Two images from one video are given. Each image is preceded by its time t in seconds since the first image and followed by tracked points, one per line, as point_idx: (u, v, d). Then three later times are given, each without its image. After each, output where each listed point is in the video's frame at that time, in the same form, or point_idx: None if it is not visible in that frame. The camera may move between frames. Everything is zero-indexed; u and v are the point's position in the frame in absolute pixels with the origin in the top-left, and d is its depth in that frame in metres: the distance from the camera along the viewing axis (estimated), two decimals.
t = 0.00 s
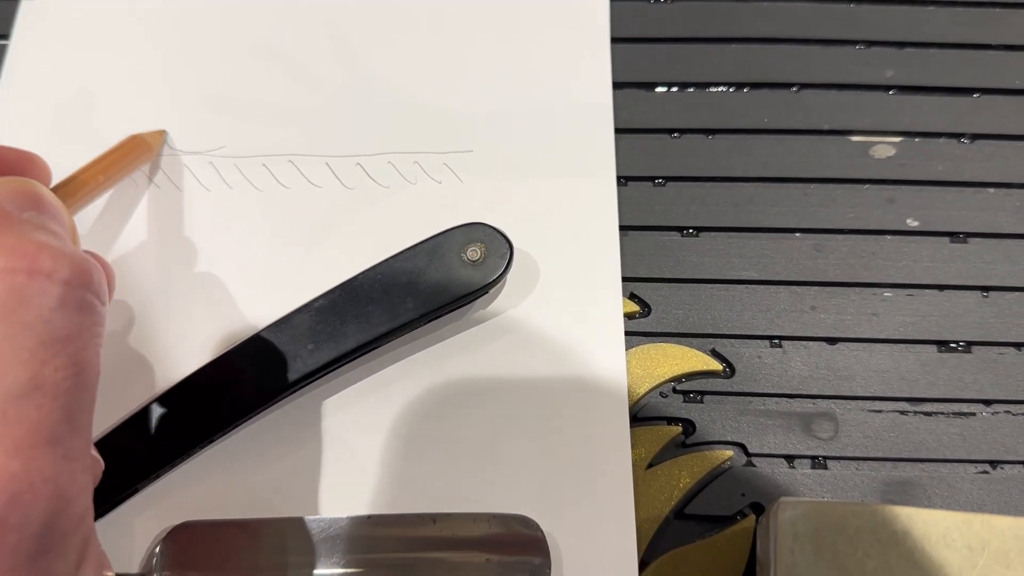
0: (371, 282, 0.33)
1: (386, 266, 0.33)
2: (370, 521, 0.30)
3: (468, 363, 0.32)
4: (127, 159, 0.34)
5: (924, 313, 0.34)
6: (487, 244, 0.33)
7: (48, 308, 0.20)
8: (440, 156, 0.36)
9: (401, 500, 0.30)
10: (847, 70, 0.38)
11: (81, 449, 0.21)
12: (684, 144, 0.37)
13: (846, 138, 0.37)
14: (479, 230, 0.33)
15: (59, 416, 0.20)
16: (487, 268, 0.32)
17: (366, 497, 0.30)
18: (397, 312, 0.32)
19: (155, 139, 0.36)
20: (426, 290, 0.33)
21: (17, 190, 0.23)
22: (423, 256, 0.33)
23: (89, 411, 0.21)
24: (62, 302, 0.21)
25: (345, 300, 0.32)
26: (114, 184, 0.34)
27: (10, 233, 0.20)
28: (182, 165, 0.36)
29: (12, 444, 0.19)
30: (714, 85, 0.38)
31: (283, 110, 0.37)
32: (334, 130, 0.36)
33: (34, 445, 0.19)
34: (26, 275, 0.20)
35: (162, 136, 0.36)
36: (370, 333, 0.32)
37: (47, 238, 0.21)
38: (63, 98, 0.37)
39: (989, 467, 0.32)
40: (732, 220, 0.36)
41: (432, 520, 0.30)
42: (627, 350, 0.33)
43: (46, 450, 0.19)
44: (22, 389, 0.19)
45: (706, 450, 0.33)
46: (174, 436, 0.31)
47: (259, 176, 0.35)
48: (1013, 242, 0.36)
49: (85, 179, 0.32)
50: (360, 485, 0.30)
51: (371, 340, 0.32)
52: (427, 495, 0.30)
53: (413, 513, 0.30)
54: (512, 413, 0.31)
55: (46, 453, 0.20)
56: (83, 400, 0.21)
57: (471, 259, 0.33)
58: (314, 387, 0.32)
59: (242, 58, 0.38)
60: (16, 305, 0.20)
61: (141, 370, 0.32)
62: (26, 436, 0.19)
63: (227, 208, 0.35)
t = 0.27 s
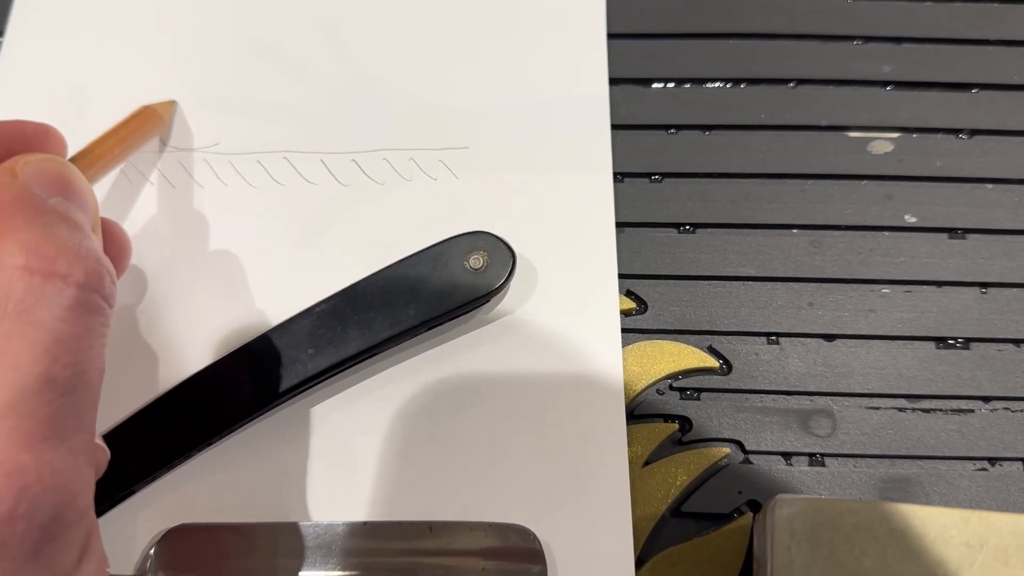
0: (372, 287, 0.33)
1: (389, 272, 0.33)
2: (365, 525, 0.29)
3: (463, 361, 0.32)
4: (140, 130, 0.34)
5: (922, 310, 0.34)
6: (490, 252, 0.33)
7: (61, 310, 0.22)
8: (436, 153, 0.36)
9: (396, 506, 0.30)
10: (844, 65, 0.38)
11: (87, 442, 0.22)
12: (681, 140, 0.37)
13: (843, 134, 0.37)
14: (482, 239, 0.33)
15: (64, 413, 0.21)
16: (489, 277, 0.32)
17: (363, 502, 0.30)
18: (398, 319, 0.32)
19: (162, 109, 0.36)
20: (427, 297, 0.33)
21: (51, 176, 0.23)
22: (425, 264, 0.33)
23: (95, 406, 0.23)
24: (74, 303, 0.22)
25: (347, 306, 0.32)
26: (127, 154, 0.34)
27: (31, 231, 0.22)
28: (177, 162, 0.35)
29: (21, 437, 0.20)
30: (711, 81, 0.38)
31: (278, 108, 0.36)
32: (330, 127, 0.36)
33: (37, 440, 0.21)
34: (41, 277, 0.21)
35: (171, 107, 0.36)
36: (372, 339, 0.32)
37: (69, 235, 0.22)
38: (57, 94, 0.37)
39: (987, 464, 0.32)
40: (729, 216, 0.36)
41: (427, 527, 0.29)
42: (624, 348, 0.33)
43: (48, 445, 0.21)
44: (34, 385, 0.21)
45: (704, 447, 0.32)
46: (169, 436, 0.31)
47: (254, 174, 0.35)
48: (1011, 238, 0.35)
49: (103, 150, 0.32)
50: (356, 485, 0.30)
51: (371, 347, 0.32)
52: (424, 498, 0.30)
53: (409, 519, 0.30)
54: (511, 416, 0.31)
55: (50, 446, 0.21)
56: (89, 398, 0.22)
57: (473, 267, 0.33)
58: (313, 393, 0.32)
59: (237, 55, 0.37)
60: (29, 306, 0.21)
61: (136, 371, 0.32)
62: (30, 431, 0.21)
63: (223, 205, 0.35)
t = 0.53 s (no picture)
0: (370, 296, 0.33)
1: (387, 282, 0.33)
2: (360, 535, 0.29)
3: (457, 366, 0.32)
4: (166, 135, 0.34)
5: (917, 313, 0.34)
6: (489, 263, 0.33)
7: (79, 327, 0.22)
8: (430, 156, 0.35)
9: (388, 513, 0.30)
10: (839, 68, 0.38)
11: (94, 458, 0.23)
12: (675, 143, 0.37)
13: (838, 137, 0.37)
14: (481, 249, 0.33)
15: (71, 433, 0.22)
16: (487, 286, 0.32)
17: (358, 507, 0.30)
18: (395, 328, 0.32)
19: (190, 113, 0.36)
20: (425, 306, 0.33)
21: (73, 187, 0.23)
22: (423, 273, 0.33)
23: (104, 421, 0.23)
24: (91, 321, 0.22)
25: (344, 315, 0.32)
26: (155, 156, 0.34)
27: (52, 246, 0.21)
28: (171, 167, 0.35)
29: (30, 460, 0.21)
30: (705, 84, 0.38)
31: (272, 111, 0.36)
32: (324, 131, 0.36)
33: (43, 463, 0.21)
34: (60, 294, 0.21)
35: (199, 111, 0.36)
36: (371, 347, 0.32)
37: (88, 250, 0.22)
38: (50, 98, 0.36)
39: (982, 468, 0.32)
40: (723, 219, 0.36)
41: (422, 538, 0.29)
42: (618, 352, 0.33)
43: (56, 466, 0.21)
44: (45, 405, 0.21)
45: (698, 451, 0.32)
46: (163, 442, 0.31)
47: (248, 178, 0.35)
48: (1006, 240, 0.35)
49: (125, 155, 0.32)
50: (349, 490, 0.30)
51: (368, 356, 0.32)
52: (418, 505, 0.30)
53: (405, 528, 0.29)
54: (505, 423, 0.31)
55: (58, 466, 0.21)
56: (99, 415, 0.23)
57: (472, 277, 0.32)
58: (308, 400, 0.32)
59: (230, 58, 0.37)
60: (47, 324, 0.21)
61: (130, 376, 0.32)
62: (38, 453, 0.21)
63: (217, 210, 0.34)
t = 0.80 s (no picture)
0: (365, 299, 0.32)
1: (382, 284, 0.33)
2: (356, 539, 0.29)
3: (453, 369, 0.32)
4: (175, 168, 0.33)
5: (913, 315, 0.34)
6: (484, 264, 0.33)
7: (71, 336, 0.21)
8: (427, 159, 0.35)
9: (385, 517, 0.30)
10: (836, 69, 0.38)
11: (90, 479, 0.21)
12: (671, 145, 0.37)
13: (835, 139, 0.37)
14: (477, 250, 0.33)
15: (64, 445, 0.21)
16: (483, 288, 0.32)
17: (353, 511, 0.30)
18: (391, 330, 0.32)
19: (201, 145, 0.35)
20: (420, 309, 0.33)
21: (60, 206, 0.23)
22: (418, 275, 0.33)
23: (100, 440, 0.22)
24: (85, 329, 0.21)
25: (339, 317, 0.32)
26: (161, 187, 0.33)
27: (37, 256, 0.21)
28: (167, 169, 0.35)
29: (18, 480, 0.20)
30: (701, 86, 0.38)
31: (269, 114, 0.36)
32: (321, 134, 0.36)
33: (35, 481, 0.20)
34: (49, 302, 0.21)
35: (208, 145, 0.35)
36: (366, 349, 0.32)
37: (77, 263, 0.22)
38: (46, 101, 0.36)
39: (978, 470, 0.32)
40: (719, 222, 0.36)
41: (418, 541, 0.29)
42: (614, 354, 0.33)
43: (50, 484, 0.20)
44: (37, 419, 0.20)
45: (694, 453, 0.32)
46: (159, 446, 0.31)
47: (244, 181, 0.35)
48: (1002, 242, 0.35)
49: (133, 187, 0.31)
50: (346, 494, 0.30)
51: (364, 358, 0.32)
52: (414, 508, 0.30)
53: (401, 531, 0.29)
54: (501, 425, 0.31)
55: (50, 487, 0.20)
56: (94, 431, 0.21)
57: (467, 279, 0.32)
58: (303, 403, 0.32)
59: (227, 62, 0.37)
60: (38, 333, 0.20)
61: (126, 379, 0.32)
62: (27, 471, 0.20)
63: (213, 213, 0.34)
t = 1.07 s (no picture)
0: (363, 300, 0.33)
1: (380, 286, 0.33)
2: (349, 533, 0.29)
3: (446, 365, 0.32)
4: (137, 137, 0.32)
5: (905, 310, 0.34)
6: (480, 270, 0.33)
7: None
8: (420, 157, 0.36)
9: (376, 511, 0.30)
10: (828, 67, 0.38)
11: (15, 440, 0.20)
12: (664, 142, 0.37)
13: (827, 136, 0.37)
14: (474, 257, 0.33)
15: None
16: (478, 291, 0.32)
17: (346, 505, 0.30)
18: (388, 331, 0.33)
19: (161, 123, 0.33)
20: (417, 309, 0.33)
21: None
22: (416, 278, 0.34)
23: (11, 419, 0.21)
24: None
25: (338, 318, 0.33)
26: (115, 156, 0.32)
27: None
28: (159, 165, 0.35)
29: None
30: (693, 83, 0.38)
31: (263, 111, 0.36)
32: (315, 131, 0.36)
33: None
34: None
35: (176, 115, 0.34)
36: (363, 349, 0.32)
37: None
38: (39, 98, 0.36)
39: (970, 465, 0.32)
40: (712, 218, 0.36)
41: (412, 535, 0.29)
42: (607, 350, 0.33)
43: None
44: None
45: (687, 448, 0.32)
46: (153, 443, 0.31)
47: (237, 177, 0.35)
48: (994, 238, 0.35)
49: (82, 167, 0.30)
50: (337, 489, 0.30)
51: (361, 359, 0.32)
52: (407, 504, 0.30)
53: (394, 526, 0.29)
54: (492, 423, 0.31)
55: None
56: None
57: (463, 283, 0.33)
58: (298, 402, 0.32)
59: (220, 59, 0.37)
60: None
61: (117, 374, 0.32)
62: None
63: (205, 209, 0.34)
